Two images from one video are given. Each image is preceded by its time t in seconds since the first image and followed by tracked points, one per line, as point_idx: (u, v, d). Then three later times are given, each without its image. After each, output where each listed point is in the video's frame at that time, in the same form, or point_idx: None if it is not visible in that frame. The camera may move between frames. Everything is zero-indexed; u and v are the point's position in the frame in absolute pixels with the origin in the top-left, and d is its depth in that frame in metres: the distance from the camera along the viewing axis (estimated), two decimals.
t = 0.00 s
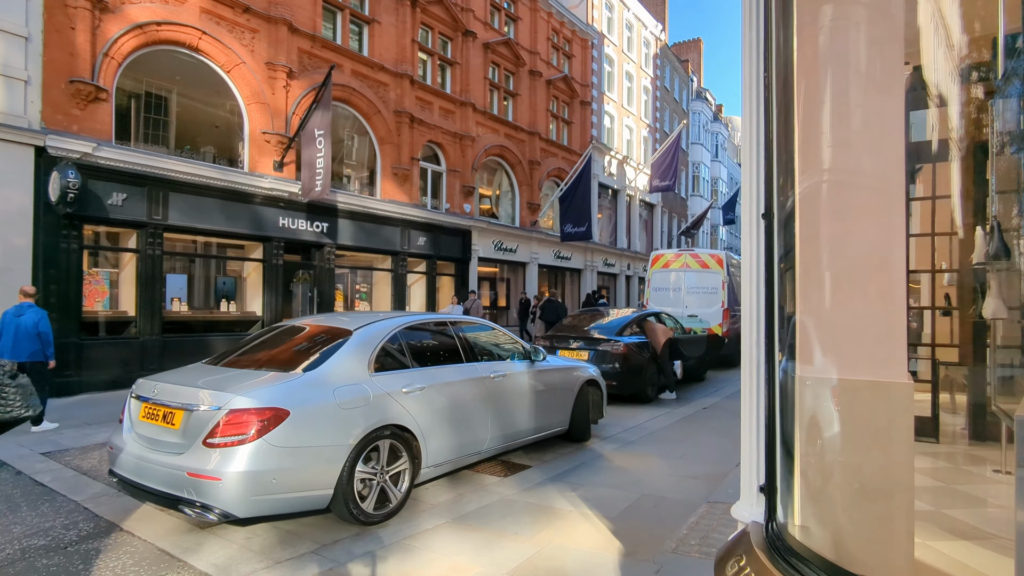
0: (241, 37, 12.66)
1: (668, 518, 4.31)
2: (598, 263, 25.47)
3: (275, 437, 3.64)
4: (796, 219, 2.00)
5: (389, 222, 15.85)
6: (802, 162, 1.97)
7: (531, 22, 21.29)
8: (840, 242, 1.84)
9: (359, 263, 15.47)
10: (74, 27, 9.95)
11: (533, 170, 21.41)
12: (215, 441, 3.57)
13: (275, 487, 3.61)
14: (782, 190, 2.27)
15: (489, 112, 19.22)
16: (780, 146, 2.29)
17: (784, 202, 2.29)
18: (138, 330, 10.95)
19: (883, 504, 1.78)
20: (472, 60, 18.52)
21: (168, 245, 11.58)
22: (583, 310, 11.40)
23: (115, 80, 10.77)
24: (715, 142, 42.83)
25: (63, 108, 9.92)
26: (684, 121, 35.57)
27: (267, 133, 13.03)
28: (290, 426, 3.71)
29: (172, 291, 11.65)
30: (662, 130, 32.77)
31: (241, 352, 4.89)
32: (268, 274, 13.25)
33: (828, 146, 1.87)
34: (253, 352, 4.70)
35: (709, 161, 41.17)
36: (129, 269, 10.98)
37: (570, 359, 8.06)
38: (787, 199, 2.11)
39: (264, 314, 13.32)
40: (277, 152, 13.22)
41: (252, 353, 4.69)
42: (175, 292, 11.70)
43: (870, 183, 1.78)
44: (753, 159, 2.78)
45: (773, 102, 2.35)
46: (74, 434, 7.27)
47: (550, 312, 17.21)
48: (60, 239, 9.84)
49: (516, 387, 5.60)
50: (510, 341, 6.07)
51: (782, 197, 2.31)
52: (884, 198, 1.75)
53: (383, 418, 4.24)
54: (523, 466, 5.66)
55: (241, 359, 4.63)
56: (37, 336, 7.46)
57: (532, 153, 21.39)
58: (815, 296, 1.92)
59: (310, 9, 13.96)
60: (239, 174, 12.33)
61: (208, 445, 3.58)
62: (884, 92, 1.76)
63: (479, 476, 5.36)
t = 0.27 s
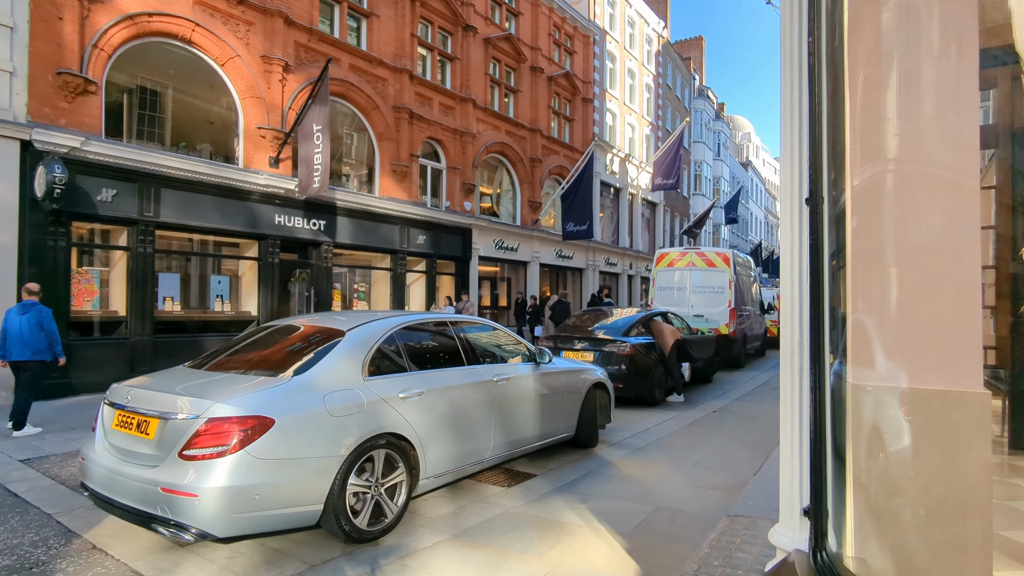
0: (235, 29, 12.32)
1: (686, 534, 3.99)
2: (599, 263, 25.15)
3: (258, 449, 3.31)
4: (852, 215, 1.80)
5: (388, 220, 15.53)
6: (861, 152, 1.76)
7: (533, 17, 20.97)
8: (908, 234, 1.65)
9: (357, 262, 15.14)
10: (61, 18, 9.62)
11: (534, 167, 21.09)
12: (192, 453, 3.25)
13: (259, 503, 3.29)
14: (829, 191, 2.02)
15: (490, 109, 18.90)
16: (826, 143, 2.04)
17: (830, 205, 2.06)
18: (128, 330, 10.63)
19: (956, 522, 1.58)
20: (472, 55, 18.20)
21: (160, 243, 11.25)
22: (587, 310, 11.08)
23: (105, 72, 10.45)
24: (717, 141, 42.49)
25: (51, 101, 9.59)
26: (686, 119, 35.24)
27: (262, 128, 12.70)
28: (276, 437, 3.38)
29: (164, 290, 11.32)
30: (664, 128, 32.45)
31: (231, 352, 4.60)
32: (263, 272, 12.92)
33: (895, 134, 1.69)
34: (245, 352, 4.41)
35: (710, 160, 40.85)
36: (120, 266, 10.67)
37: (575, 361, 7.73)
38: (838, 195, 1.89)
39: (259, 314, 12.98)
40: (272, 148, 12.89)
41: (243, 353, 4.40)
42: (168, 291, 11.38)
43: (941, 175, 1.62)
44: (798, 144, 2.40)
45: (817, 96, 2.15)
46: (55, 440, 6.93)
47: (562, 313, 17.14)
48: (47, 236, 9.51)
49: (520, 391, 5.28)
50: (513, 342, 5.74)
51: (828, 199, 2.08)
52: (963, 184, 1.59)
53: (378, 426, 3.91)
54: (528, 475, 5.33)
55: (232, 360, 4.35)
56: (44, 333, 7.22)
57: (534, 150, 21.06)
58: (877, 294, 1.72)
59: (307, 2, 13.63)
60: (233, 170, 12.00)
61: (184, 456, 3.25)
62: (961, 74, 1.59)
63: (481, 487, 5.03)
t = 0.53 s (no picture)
0: (228, 22, 11.99)
1: (704, 555, 3.67)
2: (600, 263, 24.81)
3: (232, 466, 2.99)
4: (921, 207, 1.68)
5: (386, 218, 15.19)
6: (935, 139, 1.65)
7: (533, 13, 20.65)
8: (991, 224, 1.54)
9: (354, 262, 14.79)
10: (46, 8, 9.29)
11: (534, 165, 20.76)
12: (159, 471, 2.92)
13: (233, 526, 2.97)
14: (887, 188, 1.81)
15: (489, 105, 18.57)
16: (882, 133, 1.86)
17: (891, 201, 1.81)
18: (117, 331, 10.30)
19: None
20: (472, 51, 17.88)
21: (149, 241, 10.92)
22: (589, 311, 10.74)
23: (92, 65, 10.12)
24: (719, 139, 42.11)
25: (35, 94, 9.27)
26: (688, 117, 34.91)
27: (256, 124, 12.38)
28: (253, 452, 3.06)
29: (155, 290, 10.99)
30: (666, 127, 32.11)
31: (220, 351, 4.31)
32: (257, 272, 12.58)
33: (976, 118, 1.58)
34: (234, 353, 4.12)
35: (712, 159, 40.49)
36: (108, 266, 10.34)
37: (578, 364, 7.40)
38: (900, 191, 1.75)
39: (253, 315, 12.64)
40: (266, 145, 12.56)
41: (232, 354, 4.11)
42: (159, 291, 11.06)
43: None
44: (847, 129, 2.00)
45: (873, 83, 1.90)
46: (33, 447, 6.60)
47: (567, 312, 16.81)
48: (31, 234, 9.18)
49: (522, 397, 4.95)
50: (515, 345, 5.42)
51: (886, 197, 1.83)
52: None
53: (368, 438, 3.58)
54: (530, 487, 5.01)
55: (220, 361, 4.06)
56: (43, 336, 6.95)
57: (534, 148, 20.74)
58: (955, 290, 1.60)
59: None
60: (226, 167, 11.67)
61: (150, 474, 2.93)
62: None
63: (481, 500, 4.71)
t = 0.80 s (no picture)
0: (218, 13, 11.63)
1: None
2: (602, 262, 24.47)
3: (194, 486, 2.65)
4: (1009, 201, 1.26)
5: (383, 216, 14.85)
6: None
7: (534, 8, 20.32)
8: None
9: (350, 260, 14.44)
10: None
11: (534, 163, 20.43)
12: (112, 489, 2.59)
13: (193, 553, 2.63)
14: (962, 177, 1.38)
15: (488, 101, 18.22)
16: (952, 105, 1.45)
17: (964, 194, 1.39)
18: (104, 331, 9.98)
19: None
20: (471, 45, 17.55)
21: (138, 238, 10.59)
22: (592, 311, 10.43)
23: (76, 56, 9.79)
24: (721, 138, 41.75)
25: (16, 85, 8.95)
26: (689, 116, 34.57)
27: (248, 119, 12.03)
28: (218, 469, 2.72)
29: (144, 289, 10.68)
30: (667, 125, 31.77)
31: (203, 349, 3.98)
32: (250, 270, 12.24)
33: None
34: (217, 352, 3.79)
35: (714, 158, 40.14)
36: (94, 265, 10.04)
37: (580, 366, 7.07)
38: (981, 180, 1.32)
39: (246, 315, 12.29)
40: (259, 140, 12.22)
41: (216, 353, 3.79)
42: (147, 290, 10.73)
43: None
44: (910, 88, 1.51)
45: (938, 43, 1.46)
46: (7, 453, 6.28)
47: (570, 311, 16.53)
48: (12, 230, 8.87)
49: (522, 403, 4.62)
50: (514, 347, 5.08)
51: (954, 190, 1.41)
52: None
53: (351, 451, 3.25)
54: (530, 499, 4.68)
55: (202, 361, 3.73)
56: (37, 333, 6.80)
57: (535, 145, 20.42)
58: None
59: None
60: (217, 162, 11.32)
61: (102, 493, 2.60)
62: None
63: (476, 514, 4.38)
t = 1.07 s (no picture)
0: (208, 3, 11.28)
1: None
2: (603, 262, 24.13)
3: (142, 515, 2.31)
4: None
5: (379, 214, 14.51)
6: None
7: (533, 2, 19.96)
8: None
9: (345, 259, 14.11)
10: None
11: (534, 161, 20.08)
12: (45, 518, 2.24)
13: None
14: None
15: (486, 97, 17.82)
16: None
17: None
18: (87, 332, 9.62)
19: None
20: (470, 40, 17.21)
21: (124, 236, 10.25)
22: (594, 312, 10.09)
23: (59, 47, 9.47)
24: (723, 137, 41.38)
25: None
26: (691, 114, 34.21)
27: (239, 113, 11.68)
28: (171, 495, 2.38)
29: (131, 288, 10.33)
30: (669, 123, 31.42)
31: (185, 348, 3.64)
32: (241, 270, 11.89)
33: None
34: (200, 351, 3.46)
35: (716, 157, 39.78)
36: (78, 263, 9.68)
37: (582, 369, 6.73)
38: None
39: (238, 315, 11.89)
40: (251, 135, 11.87)
41: (199, 352, 3.46)
42: (134, 290, 10.37)
43: None
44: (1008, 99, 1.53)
45: None
46: None
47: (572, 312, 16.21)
48: None
49: (520, 412, 4.28)
50: (513, 350, 4.73)
51: None
52: None
53: (327, 471, 2.91)
54: (528, 515, 4.34)
55: (183, 361, 3.40)
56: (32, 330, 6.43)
57: (535, 142, 20.07)
58: None
59: None
60: (207, 158, 10.95)
61: (34, 523, 2.25)
62: None
63: (470, 532, 4.04)
